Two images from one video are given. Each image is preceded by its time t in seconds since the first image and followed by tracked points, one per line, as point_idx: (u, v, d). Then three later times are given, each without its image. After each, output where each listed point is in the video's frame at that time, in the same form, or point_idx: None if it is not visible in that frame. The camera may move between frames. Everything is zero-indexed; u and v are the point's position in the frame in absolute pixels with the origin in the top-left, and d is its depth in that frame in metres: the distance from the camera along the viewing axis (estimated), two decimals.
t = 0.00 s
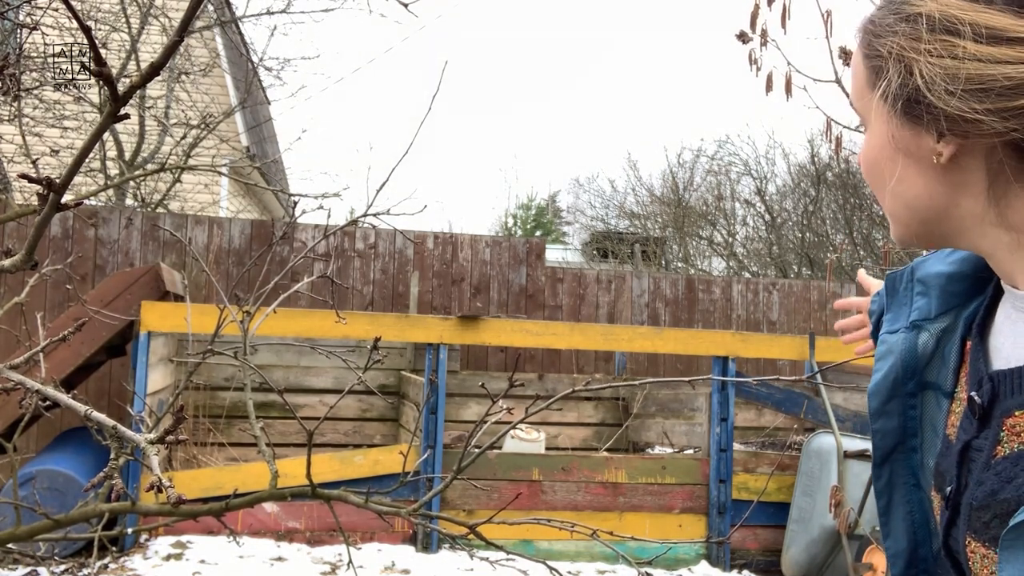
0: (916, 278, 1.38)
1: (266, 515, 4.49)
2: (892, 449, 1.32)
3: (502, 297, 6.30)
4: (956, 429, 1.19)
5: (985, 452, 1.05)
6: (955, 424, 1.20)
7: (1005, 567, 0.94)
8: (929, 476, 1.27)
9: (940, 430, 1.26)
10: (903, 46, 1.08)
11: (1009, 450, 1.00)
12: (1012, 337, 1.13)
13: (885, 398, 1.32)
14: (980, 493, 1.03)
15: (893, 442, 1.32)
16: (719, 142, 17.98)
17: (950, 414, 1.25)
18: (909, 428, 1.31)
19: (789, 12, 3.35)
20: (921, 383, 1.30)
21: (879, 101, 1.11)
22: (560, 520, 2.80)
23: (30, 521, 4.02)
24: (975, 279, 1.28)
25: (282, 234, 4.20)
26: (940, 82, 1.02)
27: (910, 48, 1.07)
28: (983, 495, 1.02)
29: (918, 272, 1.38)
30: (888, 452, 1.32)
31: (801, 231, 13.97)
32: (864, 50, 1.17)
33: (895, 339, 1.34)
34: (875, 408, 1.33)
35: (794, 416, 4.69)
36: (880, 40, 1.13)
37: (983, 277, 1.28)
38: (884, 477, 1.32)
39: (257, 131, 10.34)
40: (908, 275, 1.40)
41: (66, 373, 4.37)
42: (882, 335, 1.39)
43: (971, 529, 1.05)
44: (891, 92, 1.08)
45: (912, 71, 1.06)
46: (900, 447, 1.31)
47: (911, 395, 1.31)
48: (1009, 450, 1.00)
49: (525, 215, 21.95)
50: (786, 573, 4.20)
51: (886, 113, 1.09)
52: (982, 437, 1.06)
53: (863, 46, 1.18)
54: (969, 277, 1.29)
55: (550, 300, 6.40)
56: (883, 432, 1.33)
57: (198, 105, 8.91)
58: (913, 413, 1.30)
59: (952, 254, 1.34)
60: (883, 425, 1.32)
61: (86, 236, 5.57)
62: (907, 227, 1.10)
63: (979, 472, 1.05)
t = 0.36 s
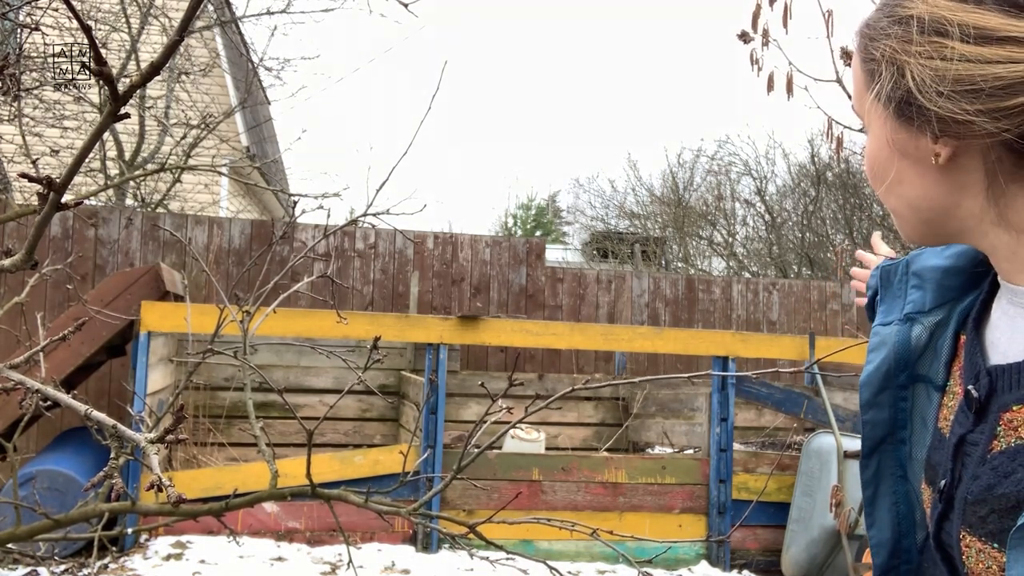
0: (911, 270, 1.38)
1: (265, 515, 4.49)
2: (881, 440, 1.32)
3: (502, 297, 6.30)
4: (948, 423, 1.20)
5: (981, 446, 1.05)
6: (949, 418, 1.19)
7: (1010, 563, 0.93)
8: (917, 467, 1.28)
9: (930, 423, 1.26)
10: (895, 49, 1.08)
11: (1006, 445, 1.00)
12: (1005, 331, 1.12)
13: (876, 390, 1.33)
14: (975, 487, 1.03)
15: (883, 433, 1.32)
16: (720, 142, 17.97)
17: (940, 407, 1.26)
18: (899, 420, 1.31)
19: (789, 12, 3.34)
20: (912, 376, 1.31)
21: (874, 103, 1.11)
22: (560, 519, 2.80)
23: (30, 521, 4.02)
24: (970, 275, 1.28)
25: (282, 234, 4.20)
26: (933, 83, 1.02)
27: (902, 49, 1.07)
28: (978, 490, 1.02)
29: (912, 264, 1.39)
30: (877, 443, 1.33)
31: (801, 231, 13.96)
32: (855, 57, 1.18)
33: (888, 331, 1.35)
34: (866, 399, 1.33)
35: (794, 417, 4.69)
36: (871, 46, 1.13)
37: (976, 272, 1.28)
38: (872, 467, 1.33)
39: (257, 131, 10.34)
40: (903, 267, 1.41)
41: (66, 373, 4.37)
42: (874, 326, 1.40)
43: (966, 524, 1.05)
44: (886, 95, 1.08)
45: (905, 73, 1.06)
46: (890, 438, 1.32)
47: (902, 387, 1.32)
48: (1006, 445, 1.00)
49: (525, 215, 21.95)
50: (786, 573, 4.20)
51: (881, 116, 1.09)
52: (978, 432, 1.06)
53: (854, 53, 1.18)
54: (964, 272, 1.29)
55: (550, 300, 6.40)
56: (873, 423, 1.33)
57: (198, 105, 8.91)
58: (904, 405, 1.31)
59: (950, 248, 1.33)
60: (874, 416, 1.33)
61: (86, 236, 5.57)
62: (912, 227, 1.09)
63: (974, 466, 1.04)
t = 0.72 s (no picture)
0: (906, 265, 1.38)
1: (265, 515, 4.49)
2: (877, 436, 1.33)
3: (502, 297, 6.30)
4: (943, 420, 1.19)
5: (977, 445, 1.04)
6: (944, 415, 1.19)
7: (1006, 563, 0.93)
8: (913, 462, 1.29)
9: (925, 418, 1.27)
10: (923, 37, 1.03)
11: (1002, 444, 1.00)
12: (999, 329, 1.12)
13: (872, 385, 1.34)
14: (970, 485, 1.03)
15: (879, 429, 1.33)
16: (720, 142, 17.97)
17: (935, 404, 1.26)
18: (894, 415, 1.32)
19: (789, 12, 3.34)
20: (908, 372, 1.31)
21: (891, 93, 1.05)
22: (560, 519, 2.80)
23: (30, 521, 4.02)
24: (964, 270, 1.28)
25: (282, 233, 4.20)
26: (961, 74, 0.98)
27: (933, 39, 1.02)
28: (972, 488, 1.02)
29: (906, 260, 1.39)
30: (873, 438, 1.33)
31: (801, 231, 13.96)
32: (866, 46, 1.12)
33: (883, 326, 1.35)
34: (861, 394, 1.34)
35: (794, 417, 4.69)
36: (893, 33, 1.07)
37: (971, 267, 1.27)
38: (868, 462, 1.34)
39: (258, 131, 10.34)
40: (898, 263, 1.41)
41: (67, 373, 4.37)
42: (869, 322, 1.40)
43: (959, 521, 1.05)
44: (906, 85, 1.03)
45: (929, 64, 1.01)
46: (885, 434, 1.32)
47: (898, 382, 1.32)
48: (1001, 444, 1.00)
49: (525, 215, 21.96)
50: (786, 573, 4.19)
51: (896, 105, 1.04)
52: (974, 430, 1.06)
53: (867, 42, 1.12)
54: (959, 266, 1.28)
55: (550, 300, 6.40)
56: (869, 418, 1.34)
57: (198, 106, 8.92)
58: (900, 400, 1.32)
59: (944, 244, 1.33)
60: (870, 411, 1.33)
61: (86, 236, 5.57)
62: (910, 224, 1.04)
63: (969, 464, 1.04)
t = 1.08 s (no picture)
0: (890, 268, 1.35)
1: (266, 515, 4.49)
2: (869, 440, 1.32)
3: (502, 297, 6.30)
4: (934, 422, 1.20)
5: (971, 446, 1.05)
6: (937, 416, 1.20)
7: (1005, 564, 0.94)
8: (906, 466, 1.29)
9: (918, 422, 1.28)
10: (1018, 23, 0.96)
11: (997, 445, 1.01)
12: (988, 328, 1.14)
13: (863, 390, 1.32)
14: (965, 486, 1.04)
15: (872, 434, 1.32)
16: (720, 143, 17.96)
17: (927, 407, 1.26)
18: (885, 419, 1.32)
19: (790, 12, 3.34)
20: (898, 376, 1.30)
21: None
22: (560, 520, 2.80)
23: (30, 521, 4.03)
24: (954, 273, 1.26)
25: (281, 233, 4.19)
26: None
27: None
28: (968, 489, 1.03)
29: (893, 264, 1.36)
30: (866, 443, 1.32)
31: (801, 232, 13.96)
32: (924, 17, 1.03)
33: (873, 331, 1.32)
34: (852, 399, 1.32)
35: (794, 416, 4.69)
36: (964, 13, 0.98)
37: (963, 271, 1.26)
38: (862, 467, 1.33)
39: (258, 131, 10.35)
40: (884, 266, 1.38)
41: (67, 373, 4.37)
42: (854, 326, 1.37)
43: (955, 522, 1.06)
44: None
45: None
46: (877, 438, 1.32)
47: (888, 387, 1.31)
48: (996, 445, 1.01)
49: (525, 215, 22.01)
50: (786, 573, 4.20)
51: None
52: (967, 431, 1.06)
53: (928, 16, 1.01)
54: (951, 270, 1.26)
55: (550, 300, 6.40)
56: (861, 423, 1.32)
57: (198, 106, 8.93)
58: (891, 404, 1.31)
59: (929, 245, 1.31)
60: (862, 417, 1.32)
61: (86, 236, 5.57)
62: (993, 232, 0.97)
63: (964, 465, 1.05)
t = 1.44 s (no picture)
0: (883, 268, 1.37)
1: (265, 515, 4.49)
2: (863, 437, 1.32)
3: (502, 297, 6.30)
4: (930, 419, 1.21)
5: (967, 442, 1.07)
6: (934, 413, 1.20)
7: (1004, 558, 0.95)
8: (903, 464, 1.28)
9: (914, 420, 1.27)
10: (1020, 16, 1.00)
11: (994, 440, 1.03)
12: (976, 324, 1.17)
13: (858, 388, 1.31)
14: (963, 482, 1.05)
15: (866, 433, 1.31)
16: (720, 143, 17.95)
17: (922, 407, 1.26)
18: (880, 418, 1.31)
19: (790, 12, 3.34)
20: (893, 374, 1.31)
21: None
22: (560, 519, 2.80)
23: (30, 521, 4.03)
24: (946, 270, 1.29)
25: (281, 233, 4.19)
26: None
27: None
28: (966, 485, 1.05)
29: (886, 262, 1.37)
30: (862, 442, 1.31)
31: (801, 232, 13.94)
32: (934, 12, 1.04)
33: (867, 329, 1.32)
34: (848, 397, 1.31)
35: (793, 416, 4.70)
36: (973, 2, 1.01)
37: (958, 265, 1.29)
38: (857, 466, 1.32)
39: (258, 131, 10.34)
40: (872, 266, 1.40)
41: (67, 373, 4.38)
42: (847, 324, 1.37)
43: (954, 519, 1.07)
44: None
45: None
46: (872, 437, 1.31)
47: (882, 385, 1.31)
48: (993, 440, 1.03)
49: (525, 215, 22.02)
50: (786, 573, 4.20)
51: None
52: (963, 428, 1.08)
53: (933, 6, 1.05)
54: (945, 266, 1.29)
55: (550, 300, 6.40)
56: (855, 422, 1.32)
57: (197, 106, 8.93)
58: (886, 402, 1.31)
59: (919, 245, 1.34)
60: (857, 415, 1.31)
61: (86, 236, 5.57)
62: (994, 222, 1.00)
63: (961, 461, 1.07)
